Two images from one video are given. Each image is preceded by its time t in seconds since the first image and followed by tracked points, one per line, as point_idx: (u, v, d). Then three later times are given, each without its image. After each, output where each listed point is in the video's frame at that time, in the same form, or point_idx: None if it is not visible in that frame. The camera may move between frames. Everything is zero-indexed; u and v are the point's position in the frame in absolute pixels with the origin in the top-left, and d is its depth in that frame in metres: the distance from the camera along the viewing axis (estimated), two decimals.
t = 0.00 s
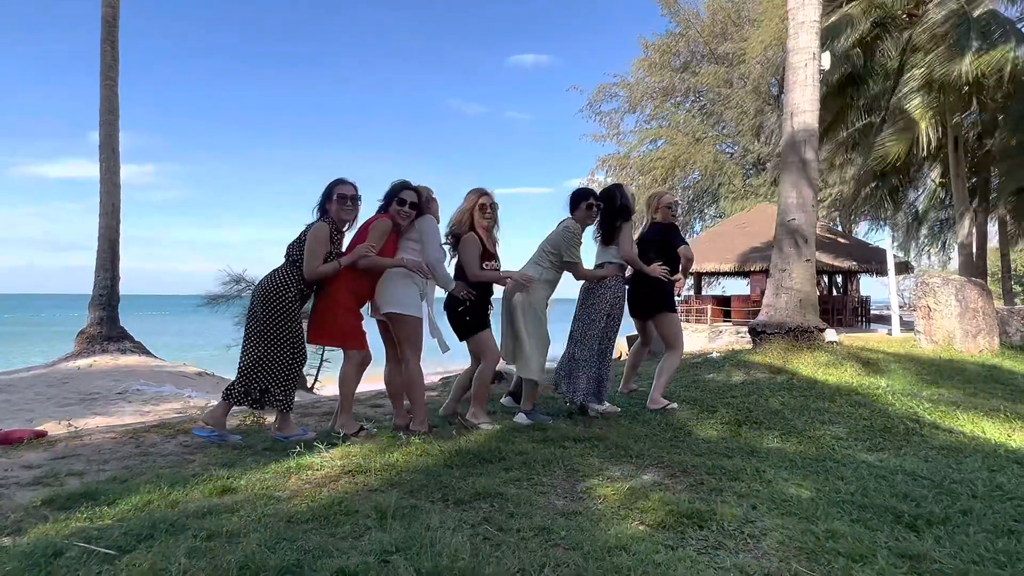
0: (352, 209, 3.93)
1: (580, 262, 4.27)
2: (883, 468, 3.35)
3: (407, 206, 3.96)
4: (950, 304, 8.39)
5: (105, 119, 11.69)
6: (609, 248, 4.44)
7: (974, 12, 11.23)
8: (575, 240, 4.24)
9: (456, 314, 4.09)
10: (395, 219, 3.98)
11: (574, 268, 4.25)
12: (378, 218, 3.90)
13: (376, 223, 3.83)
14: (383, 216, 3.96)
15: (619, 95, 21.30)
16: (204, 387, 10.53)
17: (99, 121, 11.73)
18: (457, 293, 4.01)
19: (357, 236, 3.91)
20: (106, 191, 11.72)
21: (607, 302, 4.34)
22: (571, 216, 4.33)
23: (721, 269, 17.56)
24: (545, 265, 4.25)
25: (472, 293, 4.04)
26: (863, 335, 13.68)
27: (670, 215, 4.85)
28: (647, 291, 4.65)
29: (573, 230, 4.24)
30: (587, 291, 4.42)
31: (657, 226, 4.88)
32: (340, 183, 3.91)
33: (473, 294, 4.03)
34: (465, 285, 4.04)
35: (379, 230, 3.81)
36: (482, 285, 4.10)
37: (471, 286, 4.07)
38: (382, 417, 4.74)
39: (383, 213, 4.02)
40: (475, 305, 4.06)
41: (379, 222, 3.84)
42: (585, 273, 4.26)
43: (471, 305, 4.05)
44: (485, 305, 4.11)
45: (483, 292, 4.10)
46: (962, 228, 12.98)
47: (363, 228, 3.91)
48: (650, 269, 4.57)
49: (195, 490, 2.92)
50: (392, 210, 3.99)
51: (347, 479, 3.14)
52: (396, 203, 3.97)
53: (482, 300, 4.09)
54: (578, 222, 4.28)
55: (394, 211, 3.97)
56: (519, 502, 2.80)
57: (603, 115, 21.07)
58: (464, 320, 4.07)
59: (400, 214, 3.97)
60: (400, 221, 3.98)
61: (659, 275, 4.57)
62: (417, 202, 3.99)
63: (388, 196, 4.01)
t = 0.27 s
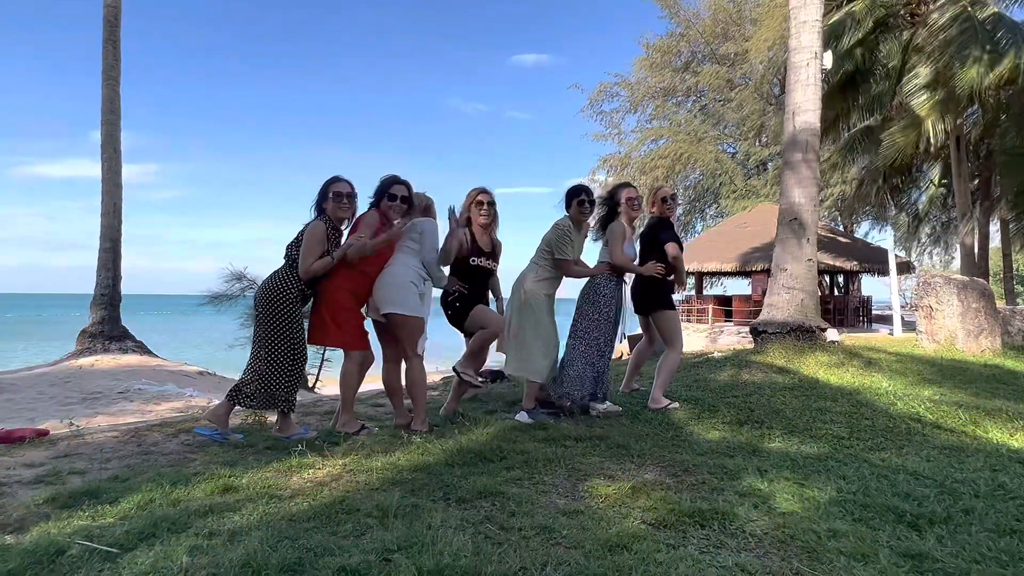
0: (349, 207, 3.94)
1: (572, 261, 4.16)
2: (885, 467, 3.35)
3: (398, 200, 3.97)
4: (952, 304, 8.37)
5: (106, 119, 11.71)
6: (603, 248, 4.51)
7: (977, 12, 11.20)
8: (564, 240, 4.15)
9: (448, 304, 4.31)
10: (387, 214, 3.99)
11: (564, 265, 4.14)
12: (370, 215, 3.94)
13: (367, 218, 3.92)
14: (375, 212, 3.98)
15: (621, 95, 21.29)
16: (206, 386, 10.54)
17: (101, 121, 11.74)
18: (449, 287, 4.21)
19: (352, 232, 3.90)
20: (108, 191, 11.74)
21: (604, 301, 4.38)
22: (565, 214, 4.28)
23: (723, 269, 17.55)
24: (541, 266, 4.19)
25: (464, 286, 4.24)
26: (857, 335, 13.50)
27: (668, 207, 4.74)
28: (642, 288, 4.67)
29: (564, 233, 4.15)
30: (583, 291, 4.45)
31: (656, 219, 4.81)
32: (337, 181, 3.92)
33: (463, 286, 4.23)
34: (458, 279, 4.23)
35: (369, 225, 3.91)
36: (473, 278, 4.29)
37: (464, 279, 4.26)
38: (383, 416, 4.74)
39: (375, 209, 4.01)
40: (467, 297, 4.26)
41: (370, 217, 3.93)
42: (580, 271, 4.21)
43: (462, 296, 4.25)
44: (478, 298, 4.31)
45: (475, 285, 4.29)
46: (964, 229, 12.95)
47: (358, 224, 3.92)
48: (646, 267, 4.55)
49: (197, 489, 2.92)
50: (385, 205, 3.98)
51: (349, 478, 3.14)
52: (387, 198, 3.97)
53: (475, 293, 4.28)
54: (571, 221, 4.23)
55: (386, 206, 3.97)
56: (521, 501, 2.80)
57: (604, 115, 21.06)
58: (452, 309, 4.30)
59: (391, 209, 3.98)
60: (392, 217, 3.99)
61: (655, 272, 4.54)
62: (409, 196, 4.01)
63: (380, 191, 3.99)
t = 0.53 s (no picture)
0: (341, 203, 3.91)
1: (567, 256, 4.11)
2: (887, 467, 3.34)
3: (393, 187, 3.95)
4: (955, 303, 8.36)
5: (109, 119, 11.73)
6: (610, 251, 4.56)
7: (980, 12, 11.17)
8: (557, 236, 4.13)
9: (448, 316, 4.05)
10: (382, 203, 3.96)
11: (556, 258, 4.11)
12: (364, 208, 3.90)
13: (363, 211, 3.88)
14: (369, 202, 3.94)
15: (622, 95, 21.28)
16: (208, 386, 10.56)
17: (103, 121, 11.76)
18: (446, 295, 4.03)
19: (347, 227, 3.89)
20: (110, 191, 11.76)
21: (606, 300, 4.36)
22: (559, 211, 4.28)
23: (724, 269, 17.54)
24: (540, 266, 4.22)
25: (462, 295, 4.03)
26: (864, 335, 13.59)
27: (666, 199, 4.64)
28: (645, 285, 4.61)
29: (555, 229, 4.15)
30: (585, 290, 4.44)
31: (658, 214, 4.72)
32: (327, 178, 3.90)
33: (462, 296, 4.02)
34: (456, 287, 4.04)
35: (366, 218, 3.85)
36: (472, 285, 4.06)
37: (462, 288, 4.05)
38: (385, 416, 4.73)
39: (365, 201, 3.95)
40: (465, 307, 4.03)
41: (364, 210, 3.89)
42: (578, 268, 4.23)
43: (459, 307, 4.02)
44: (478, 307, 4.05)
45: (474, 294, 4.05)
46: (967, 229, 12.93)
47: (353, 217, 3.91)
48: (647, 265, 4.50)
49: (200, 488, 2.93)
50: (377, 194, 3.95)
51: (351, 477, 3.14)
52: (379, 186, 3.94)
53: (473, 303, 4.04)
54: (564, 217, 4.22)
55: (381, 194, 3.94)
56: (523, 501, 2.80)
57: (606, 115, 21.06)
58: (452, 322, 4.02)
59: (386, 196, 3.96)
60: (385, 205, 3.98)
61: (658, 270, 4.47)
62: (399, 183, 3.98)
63: (368, 180, 3.94)
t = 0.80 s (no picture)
0: (335, 198, 3.91)
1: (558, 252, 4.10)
2: (890, 468, 3.34)
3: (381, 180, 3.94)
4: (958, 304, 8.34)
5: (111, 119, 11.76)
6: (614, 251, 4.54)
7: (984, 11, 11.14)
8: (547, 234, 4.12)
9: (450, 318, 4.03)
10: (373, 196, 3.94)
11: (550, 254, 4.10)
12: (357, 203, 3.88)
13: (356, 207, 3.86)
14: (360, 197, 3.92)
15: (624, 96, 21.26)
16: (210, 386, 10.57)
17: (107, 121, 11.79)
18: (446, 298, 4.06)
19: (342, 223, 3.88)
20: (113, 191, 11.79)
21: (610, 302, 4.35)
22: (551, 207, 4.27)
23: (727, 270, 17.53)
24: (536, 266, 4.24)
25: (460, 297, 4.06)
26: (867, 335, 13.60)
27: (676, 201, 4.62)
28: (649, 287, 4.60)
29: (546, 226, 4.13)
30: (589, 291, 4.43)
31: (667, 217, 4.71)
32: (320, 173, 3.91)
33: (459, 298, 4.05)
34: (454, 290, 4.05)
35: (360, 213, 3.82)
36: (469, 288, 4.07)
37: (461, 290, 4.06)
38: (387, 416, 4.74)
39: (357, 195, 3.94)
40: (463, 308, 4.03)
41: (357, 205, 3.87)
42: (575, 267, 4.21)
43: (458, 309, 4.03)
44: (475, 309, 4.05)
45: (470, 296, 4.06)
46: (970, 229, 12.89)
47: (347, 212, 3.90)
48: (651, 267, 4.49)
49: (202, 488, 2.93)
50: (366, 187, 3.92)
51: (353, 477, 3.14)
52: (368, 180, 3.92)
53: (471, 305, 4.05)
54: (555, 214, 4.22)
55: (371, 188, 3.91)
56: (525, 501, 2.80)
57: (608, 116, 21.05)
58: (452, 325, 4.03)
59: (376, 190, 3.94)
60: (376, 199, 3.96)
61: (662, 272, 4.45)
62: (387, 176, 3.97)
63: (357, 172, 3.92)
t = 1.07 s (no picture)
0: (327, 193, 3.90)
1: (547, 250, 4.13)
2: (894, 467, 3.33)
3: (374, 177, 3.94)
4: (962, 303, 8.31)
5: (114, 120, 11.78)
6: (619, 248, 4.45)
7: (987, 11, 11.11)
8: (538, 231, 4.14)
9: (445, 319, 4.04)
10: (366, 192, 3.93)
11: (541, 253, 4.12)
12: (352, 201, 3.88)
13: (351, 204, 3.85)
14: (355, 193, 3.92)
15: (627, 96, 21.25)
16: (213, 386, 10.59)
17: (109, 122, 11.81)
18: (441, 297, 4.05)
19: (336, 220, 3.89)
20: (116, 191, 11.81)
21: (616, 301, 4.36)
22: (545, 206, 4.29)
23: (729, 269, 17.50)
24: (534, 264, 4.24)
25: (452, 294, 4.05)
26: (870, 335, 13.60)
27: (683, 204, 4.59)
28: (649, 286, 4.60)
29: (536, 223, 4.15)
30: (597, 291, 4.45)
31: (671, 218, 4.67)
32: (312, 168, 3.91)
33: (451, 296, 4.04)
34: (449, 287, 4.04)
35: (355, 210, 3.83)
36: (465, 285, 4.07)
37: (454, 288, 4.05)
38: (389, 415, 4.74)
39: (352, 191, 3.96)
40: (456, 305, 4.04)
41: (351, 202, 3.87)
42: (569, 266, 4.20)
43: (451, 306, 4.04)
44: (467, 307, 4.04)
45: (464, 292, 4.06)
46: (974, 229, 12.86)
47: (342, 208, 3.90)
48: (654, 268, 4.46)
49: (205, 487, 2.94)
50: (359, 184, 3.93)
51: (354, 477, 3.14)
52: (362, 177, 3.92)
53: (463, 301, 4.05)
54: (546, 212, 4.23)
55: (364, 185, 3.91)
56: (527, 501, 2.79)
57: (610, 116, 21.03)
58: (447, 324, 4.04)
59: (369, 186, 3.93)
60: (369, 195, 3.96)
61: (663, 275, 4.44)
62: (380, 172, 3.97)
63: (350, 168, 3.93)
